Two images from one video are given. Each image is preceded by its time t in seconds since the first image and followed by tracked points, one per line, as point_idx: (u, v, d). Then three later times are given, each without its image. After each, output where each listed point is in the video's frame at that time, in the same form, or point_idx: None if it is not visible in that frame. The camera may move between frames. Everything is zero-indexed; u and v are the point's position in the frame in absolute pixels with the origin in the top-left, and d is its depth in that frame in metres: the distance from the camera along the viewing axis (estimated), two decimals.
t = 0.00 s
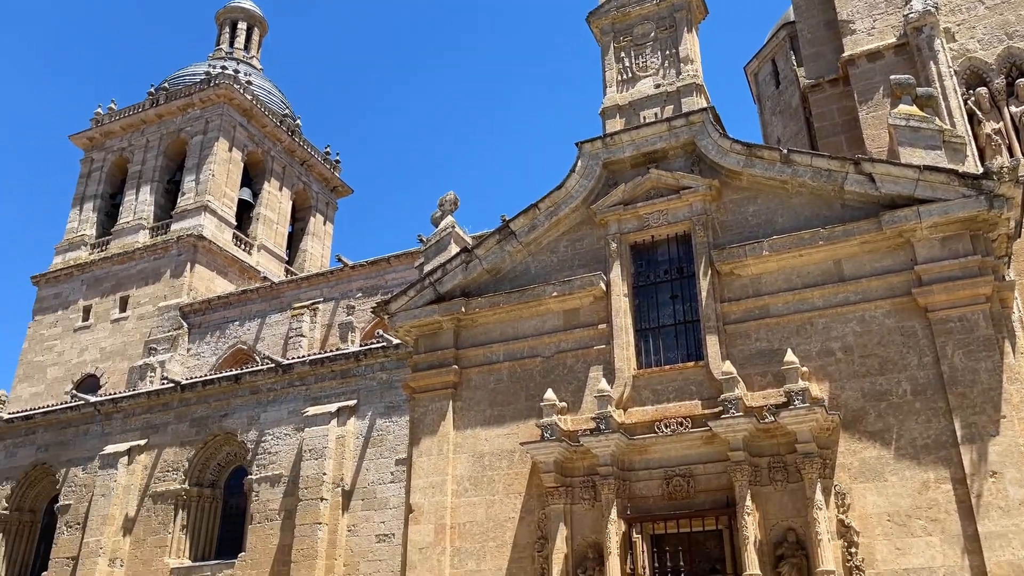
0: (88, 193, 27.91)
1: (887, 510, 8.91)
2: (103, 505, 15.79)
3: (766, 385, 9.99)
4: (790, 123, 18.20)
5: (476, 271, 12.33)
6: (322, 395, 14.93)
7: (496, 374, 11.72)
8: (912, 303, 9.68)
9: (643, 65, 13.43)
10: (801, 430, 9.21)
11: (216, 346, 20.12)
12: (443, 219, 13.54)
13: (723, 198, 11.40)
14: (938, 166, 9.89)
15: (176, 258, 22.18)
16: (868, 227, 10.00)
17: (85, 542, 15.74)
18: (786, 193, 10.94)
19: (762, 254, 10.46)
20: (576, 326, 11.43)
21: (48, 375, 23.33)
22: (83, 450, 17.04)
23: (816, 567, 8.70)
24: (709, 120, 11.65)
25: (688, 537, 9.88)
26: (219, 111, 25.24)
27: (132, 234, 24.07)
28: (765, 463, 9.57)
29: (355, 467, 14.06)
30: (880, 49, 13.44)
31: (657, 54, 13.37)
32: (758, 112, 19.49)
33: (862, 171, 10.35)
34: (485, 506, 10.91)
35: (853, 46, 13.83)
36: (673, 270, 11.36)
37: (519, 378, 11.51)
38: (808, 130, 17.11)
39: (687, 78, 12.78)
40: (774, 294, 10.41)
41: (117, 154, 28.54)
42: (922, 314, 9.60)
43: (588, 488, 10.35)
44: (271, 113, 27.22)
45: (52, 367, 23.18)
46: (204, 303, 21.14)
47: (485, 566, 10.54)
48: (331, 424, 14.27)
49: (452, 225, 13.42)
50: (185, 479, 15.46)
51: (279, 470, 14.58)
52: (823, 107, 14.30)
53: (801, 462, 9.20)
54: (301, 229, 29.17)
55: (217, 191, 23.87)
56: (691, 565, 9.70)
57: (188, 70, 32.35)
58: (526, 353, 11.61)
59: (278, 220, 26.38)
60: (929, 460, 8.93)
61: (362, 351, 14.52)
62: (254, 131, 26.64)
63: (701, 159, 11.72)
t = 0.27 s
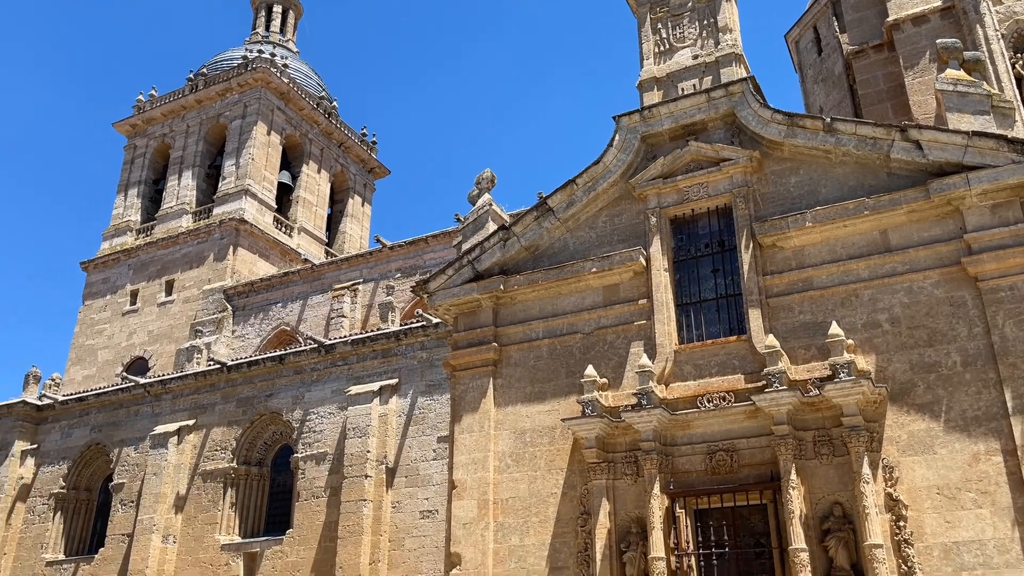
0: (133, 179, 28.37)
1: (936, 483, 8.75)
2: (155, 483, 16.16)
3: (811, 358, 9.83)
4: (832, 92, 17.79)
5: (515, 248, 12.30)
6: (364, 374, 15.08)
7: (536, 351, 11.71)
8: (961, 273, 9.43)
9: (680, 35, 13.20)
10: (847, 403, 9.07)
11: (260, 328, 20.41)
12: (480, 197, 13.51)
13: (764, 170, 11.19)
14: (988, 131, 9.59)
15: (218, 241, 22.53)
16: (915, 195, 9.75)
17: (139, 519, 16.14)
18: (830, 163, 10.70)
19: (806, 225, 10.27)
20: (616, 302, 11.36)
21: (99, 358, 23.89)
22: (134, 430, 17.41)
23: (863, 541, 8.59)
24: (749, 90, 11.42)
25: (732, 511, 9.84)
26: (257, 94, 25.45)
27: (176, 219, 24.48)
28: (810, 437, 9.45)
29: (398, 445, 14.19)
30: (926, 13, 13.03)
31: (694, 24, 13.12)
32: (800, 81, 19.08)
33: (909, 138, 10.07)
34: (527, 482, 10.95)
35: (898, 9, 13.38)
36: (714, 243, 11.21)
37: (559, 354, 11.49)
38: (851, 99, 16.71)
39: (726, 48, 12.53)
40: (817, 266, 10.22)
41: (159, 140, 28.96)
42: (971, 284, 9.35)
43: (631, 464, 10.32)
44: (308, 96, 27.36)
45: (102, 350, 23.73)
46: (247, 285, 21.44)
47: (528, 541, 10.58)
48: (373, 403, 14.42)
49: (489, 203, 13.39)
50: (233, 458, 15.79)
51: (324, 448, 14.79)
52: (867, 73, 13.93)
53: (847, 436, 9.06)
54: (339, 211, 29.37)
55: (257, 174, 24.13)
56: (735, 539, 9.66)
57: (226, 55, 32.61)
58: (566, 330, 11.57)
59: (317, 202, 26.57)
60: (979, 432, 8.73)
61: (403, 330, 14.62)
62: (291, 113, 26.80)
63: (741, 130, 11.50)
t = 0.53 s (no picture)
0: (163, 166, 28.65)
1: (971, 460, 8.65)
2: (191, 465, 16.47)
3: (842, 335, 9.73)
4: (864, 65, 17.47)
5: (542, 228, 12.28)
6: (394, 356, 15.20)
7: (564, 331, 11.71)
8: (997, 247, 9.27)
9: (707, 10, 13.01)
10: (880, 380, 8.98)
11: (290, 311, 20.61)
12: (507, 177, 13.49)
13: (794, 145, 11.04)
14: None
15: (248, 226, 22.75)
16: (949, 168, 9.58)
17: (177, 500, 16.46)
18: (862, 137, 10.53)
19: (837, 201, 10.13)
20: (645, 281, 11.31)
21: (134, 343, 24.30)
22: (169, 413, 17.71)
23: (897, 518, 8.55)
24: (779, 64, 11.25)
25: (763, 489, 9.82)
26: (284, 79, 25.55)
27: (206, 205, 24.76)
28: (842, 415, 9.37)
29: (428, 425, 14.31)
30: None
31: None
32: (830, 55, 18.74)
33: (943, 110, 9.87)
34: (557, 461, 10.99)
35: None
36: (743, 220, 11.11)
37: (587, 334, 11.48)
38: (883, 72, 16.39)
39: (755, 22, 12.34)
40: (850, 242, 10.09)
41: (188, 126, 29.21)
42: (1008, 258, 9.19)
43: (661, 442, 10.32)
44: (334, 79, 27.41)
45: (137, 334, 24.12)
46: (277, 269, 21.65)
47: (559, 520, 10.64)
48: (403, 384, 14.54)
49: (516, 184, 13.37)
50: (266, 440, 15.99)
51: (355, 429, 14.95)
52: (899, 45, 13.66)
53: (880, 413, 8.98)
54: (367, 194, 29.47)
55: (285, 159, 24.29)
56: (767, 517, 9.66)
57: (252, 40, 32.73)
58: (594, 309, 11.55)
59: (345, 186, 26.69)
60: (1015, 409, 8.61)
61: (432, 312, 14.70)
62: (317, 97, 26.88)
63: (770, 105, 11.35)
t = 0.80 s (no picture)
0: (190, 146, 28.86)
1: (1003, 430, 8.55)
2: (223, 441, 16.76)
3: (872, 306, 9.63)
4: (894, 31, 17.09)
5: (567, 202, 12.23)
6: (421, 332, 15.30)
7: (591, 305, 11.69)
8: None
9: None
10: (911, 350, 8.89)
11: (318, 289, 20.78)
12: (532, 152, 13.43)
13: (823, 114, 10.87)
14: None
15: (275, 205, 22.93)
16: (982, 135, 9.39)
17: (210, 475, 16.77)
18: (892, 104, 10.35)
19: (867, 170, 9.98)
20: (671, 254, 11.25)
21: (166, 322, 24.67)
22: (201, 390, 18.01)
23: (928, 489, 8.50)
24: (807, 31, 11.06)
25: (792, 461, 9.80)
26: (307, 57, 25.55)
27: (233, 184, 24.94)
28: (872, 386, 9.30)
29: (456, 401, 14.41)
30: None
31: None
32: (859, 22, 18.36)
33: (975, 76, 9.67)
34: (584, 434, 11.03)
35: None
36: (771, 191, 10.99)
37: (614, 308, 11.46)
38: (914, 38, 16.04)
39: None
40: (880, 211, 9.95)
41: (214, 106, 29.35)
42: None
43: (689, 415, 10.31)
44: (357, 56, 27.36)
45: (168, 313, 24.47)
46: (304, 247, 21.81)
47: (587, 492, 10.71)
48: (430, 360, 14.65)
49: (541, 158, 13.31)
50: (297, 416, 16.24)
51: (384, 404, 15.11)
52: (931, 10, 13.36)
53: (911, 383, 8.90)
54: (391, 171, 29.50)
55: (309, 137, 24.39)
56: (796, 488, 9.65)
57: (275, 19, 32.73)
58: (621, 283, 11.52)
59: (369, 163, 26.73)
60: None
61: (457, 289, 14.77)
62: (341, 75, 26.86)
63: (799, 74, 11.17)
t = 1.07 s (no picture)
0: (201, 127, 28.85)
1: (1018, 404, 8.51)
2: (239, 420, 16.88)
3: (886, 282, 9.57)
4: (909, 3, 16.85)
5: (579, 179, 12.16)
6: (433, 311, 15.31)
7: (603, 282, 11.66)
8: None
9: None
10: (926, 325, 8.84)
11: (331, 270, 20.84)
12: (543, 129, 13.36)
13: (837, 87, 10.75)
14: None
15: (287, 185, 22.94)
16: (999, 107, 9.27)
17: (226, 454, 16.90)
18: (908, 77, 10.22)
19: (881, 143, 9.88)
20: (684, 231, 11.20)
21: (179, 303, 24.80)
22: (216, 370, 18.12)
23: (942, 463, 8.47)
24: (821, 4, 10.90)
25: (805, 436, 9.80)
26: (317, 36, 25.43)
27: (244, 165, 24.93)
28: (886, 360, 9.27)
29: (469, 379, 14.44)
30: None
31: None
32: None
33: (992, 47, 9.53)
34: (597, 411, 11.05)
35: None
36: (784, 167, 10.91)
37: (626, 285, 11.44)
38: (929, 11, 15.81)
39: None
40: (895, 185, 9.86)
41: (224, 87, 29.28)
42: None
43: (702, 392, 10.31)
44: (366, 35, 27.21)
45: (182, 294, 24.56)
46: (316, 227, 21.83)
47: (600, 469, 10.74)
48: (443, 339, 14.68)
49: (552, 135, 13.24)
50: (311, 395, 16.33)
51: (397, 383, 15.17)
52: None
53: (926, 358, 8.86)
54: (401, 150, 29.43)
55: (320, 117, 24.33)
56: (809, 464, 9.67)
57: None
58: (633, 260, 11.49)
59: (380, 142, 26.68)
60: None
61: (469, 268, 14.74)
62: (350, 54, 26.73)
63: (812, 47, 11.03)
